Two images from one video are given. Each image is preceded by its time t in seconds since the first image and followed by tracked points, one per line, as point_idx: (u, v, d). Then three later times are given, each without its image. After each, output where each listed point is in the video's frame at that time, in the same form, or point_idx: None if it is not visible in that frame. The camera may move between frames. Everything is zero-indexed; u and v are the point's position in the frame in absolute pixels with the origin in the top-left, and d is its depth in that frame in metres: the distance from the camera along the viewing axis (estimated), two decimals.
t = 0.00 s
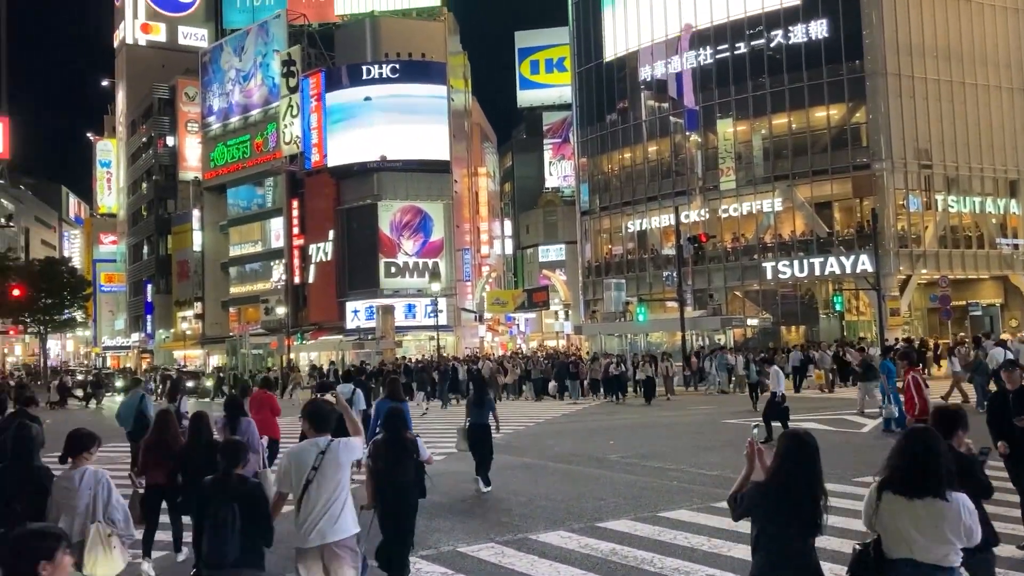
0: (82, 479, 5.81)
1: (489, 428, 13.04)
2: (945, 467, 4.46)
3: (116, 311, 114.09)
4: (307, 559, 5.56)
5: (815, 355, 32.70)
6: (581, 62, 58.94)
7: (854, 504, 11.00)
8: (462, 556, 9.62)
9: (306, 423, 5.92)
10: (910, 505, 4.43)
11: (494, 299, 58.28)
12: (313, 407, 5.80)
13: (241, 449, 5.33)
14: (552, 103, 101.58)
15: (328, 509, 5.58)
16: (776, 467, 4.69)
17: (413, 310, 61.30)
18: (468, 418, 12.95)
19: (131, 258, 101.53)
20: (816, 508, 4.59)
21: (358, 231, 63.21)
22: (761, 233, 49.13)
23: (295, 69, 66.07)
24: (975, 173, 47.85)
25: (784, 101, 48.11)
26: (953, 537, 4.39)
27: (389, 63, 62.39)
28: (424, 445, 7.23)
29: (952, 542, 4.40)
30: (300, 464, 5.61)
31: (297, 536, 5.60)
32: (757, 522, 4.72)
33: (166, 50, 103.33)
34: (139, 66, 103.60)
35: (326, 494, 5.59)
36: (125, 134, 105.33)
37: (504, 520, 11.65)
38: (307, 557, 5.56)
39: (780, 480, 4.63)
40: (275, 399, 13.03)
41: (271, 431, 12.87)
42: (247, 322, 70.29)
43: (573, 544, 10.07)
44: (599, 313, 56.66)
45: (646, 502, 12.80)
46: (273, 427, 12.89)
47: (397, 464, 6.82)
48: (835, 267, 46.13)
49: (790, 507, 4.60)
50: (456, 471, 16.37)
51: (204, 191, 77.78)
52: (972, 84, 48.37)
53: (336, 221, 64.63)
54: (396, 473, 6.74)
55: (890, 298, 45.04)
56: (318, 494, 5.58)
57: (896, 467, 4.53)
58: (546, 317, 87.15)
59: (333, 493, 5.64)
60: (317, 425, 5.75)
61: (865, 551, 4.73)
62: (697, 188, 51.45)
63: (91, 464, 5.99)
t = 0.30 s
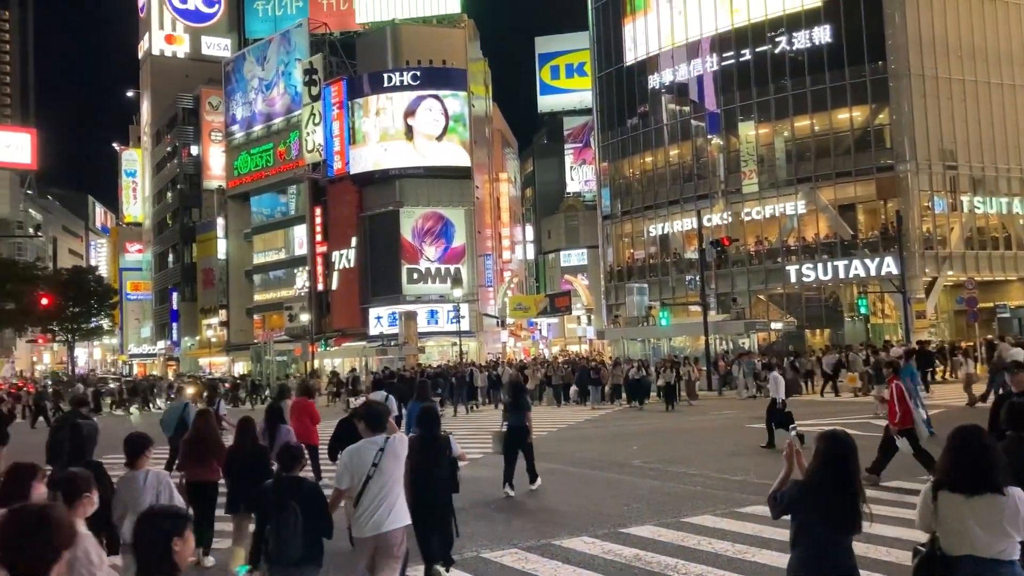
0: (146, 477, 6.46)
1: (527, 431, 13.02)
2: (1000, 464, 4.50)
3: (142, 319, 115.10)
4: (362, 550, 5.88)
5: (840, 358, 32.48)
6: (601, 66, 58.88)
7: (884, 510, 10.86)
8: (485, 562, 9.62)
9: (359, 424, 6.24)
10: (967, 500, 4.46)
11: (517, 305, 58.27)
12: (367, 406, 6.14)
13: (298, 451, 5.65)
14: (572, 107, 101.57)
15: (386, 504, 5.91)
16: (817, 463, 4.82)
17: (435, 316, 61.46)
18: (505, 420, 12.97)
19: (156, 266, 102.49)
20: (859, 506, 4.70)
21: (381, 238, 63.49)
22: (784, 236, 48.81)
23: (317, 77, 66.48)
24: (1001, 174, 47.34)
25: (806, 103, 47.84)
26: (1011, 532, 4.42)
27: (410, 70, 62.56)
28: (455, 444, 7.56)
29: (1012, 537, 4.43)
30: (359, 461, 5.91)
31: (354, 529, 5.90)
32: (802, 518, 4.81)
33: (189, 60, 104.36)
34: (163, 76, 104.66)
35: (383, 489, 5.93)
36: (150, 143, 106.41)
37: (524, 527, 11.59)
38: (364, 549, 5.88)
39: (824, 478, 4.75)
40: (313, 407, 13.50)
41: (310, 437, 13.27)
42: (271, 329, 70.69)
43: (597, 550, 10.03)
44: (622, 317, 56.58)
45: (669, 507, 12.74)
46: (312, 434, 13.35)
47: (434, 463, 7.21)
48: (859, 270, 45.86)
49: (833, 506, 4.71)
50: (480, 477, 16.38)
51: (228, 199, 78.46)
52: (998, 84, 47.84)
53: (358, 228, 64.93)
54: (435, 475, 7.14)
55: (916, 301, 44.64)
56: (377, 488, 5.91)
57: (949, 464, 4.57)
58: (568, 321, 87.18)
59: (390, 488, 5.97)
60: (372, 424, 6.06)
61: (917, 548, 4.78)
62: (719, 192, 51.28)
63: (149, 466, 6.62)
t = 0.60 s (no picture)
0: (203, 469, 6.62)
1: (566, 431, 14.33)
2: None
3: (172, 327, 116.36)
4: (413, 545, 6.34)
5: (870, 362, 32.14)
6: (626, 71, 58.81)
7: (916, 516, 10.72)
8: (512, 568, 9.58)
9: (406, 424, 6.69)
10: (1017, 503, 4.46)
11: (542, 310, 58.14)
12: (413, 406, 6.60)
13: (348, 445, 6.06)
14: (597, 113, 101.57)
15: (432, 500, 6.34)
16: (855, 465, 4.89)
17: (461, 322, 61.51)
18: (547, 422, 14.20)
19: (186, 274, 103.62)
20: (896, 504, 4.75)
21: (407, 244, 63.71)
22: (812, 239, 48.43)
23: (342, 85, 66.97)
24: None
25: (833, 106, 47.46)
26: None
27: (435, 77, 63.19)
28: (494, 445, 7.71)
29: None
30: (407, 459, 6.34)
31: (404, 524, 6.36)
32: (840, 518, 4.88)
33: (217, 71, 105.62)
34: (192, 87, 105.97)
35: (430, 485, 6.35)
36: (180, 152, 107.66)
37: (550, 533, 11.52)
38: (414, 542, 6.34)
39: (863, 479, 4.80)
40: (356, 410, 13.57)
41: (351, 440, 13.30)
42: (299, 336, 71.16)
43: (625, 557, 9.97)
44: (648, 322, 56.34)
45: (697, 514, 12.62)
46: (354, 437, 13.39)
47: (473, 460, 7.34)
48: (889, 274, 45.31)
49: (870, 507, 4.76)
50: (506, 483, 16.36)
51: (256, 207, 79.14)
52: None
53: (384, 234, 65.23)
54: (475, 478, 7.26)
55: (946, 305, 44.02)
56: (426, 484, 6.34)
57: (993, 465, 4.58)
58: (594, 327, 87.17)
59: (436, 485, 6.40)
60: (420, 423, 6.52)
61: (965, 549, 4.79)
62: (746, 196, 51.03)
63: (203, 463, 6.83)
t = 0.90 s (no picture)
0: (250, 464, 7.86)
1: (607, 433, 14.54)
2: None
3: (202, 333, 117.42)
4: (463, 540, 6.98)
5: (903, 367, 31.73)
6: (653, 75, 58.64)
7: (952, 524, 10.54)
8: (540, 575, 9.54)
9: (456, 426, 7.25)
10: None
11: (569, 316, 57.96)
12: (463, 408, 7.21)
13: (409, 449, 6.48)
14: (624, 117, 101.33)
15: (482, 498, 6.98)
16: (897, 463, 5.11)
17: (488, 327, 61.60)
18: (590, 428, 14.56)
19: (215, 281, 104.59)
20: (939, 501, 4.97)
21: (433, 250, 63.88)
22: (842, 243, 48.01)
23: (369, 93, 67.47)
24: None
25: (862, 109, 47.03)
26: None
27: (461, 84, 63.38)
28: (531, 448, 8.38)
29: None
30: (458, 461, 6.97)
31: (452, 522, 7.01)
32: (884, 515, 5.10)
33: (245, 79, 106.67)
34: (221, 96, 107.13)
35: (480, 484, 6.98)
36: (209, 160, 108.82)
37: (577, 540, 11.45)
38: (462, 537, 6.99)
39: (905, 479, 5.02)
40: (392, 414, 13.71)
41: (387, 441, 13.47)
42: (327, 342, 71.51)
43: (654, 563, 9.89)
44: (677, 327, 56.06)
45: (727, 521, 12.50)
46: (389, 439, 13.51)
47: (515, 459, 8.02)
48: (920, 278, 44.79)
49: (912, 504, 5.00)
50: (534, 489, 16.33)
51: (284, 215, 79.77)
52: None
53: (411, 240, 65.48)
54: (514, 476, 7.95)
55: (980, 309, 43.32)
56: (475, 486, 6.97)
57: None
58: (622, 332, 86.90)
59: (486, 484, 7.01)
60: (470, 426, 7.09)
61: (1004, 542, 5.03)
62: (774, 200, 50.68)
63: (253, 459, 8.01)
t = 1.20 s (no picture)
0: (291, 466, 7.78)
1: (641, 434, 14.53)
2: None
3: (225, 337, 118.17)
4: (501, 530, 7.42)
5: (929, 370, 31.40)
6: (674, 78, 58.43)
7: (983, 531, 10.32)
8: None
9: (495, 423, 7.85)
10: None
11: (590, 320, 57.75)
12: (500, 410, 7.89)
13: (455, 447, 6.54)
14: (645, 120, 101.03)
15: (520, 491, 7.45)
16: (938, 466, 5.27)
17: (508, 331, 61.56)
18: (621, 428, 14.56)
19: (238, 285, 105.29)
20: (977, 503, 5.11)
21: (454, 254, 64.00)
22: (866, 246, 47.60)
23: (391, 98, 67.77)
24: None
25: (886, 111, 46.59)
26: None
27: (482, 88, 63.42)
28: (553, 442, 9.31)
29: None
30: (500, 455, 7.47)
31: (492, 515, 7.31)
32: (925, 515, 5.26)
33: (267, 85, 107.38)
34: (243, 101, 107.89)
35: (520, 478, 7.46)
36: (232, 166, 109.61)
37: (596, 546, 11.29)
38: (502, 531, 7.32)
39: (946, 481, 5.17)
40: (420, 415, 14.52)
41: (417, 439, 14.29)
42: (349, 346, 71.69)
43: (677, 568, 9.79)
44: (699, 332, 55.78)
45: (750, 527, 12.32)
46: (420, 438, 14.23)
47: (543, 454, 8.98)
48: (946, 281, 44.33)
49: (950, 502, 5.15)
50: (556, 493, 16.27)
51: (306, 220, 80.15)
52: None
53: (432, 245, 65.62)
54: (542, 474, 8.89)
55: (1007, 312, 42.73)
56: (515, 478, 7.45)
57: None
58: (643, 336, 86.66)
59: (524, 479, 7.50)
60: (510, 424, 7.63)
61: None
62: (797, 203, 50.31)
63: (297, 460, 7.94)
